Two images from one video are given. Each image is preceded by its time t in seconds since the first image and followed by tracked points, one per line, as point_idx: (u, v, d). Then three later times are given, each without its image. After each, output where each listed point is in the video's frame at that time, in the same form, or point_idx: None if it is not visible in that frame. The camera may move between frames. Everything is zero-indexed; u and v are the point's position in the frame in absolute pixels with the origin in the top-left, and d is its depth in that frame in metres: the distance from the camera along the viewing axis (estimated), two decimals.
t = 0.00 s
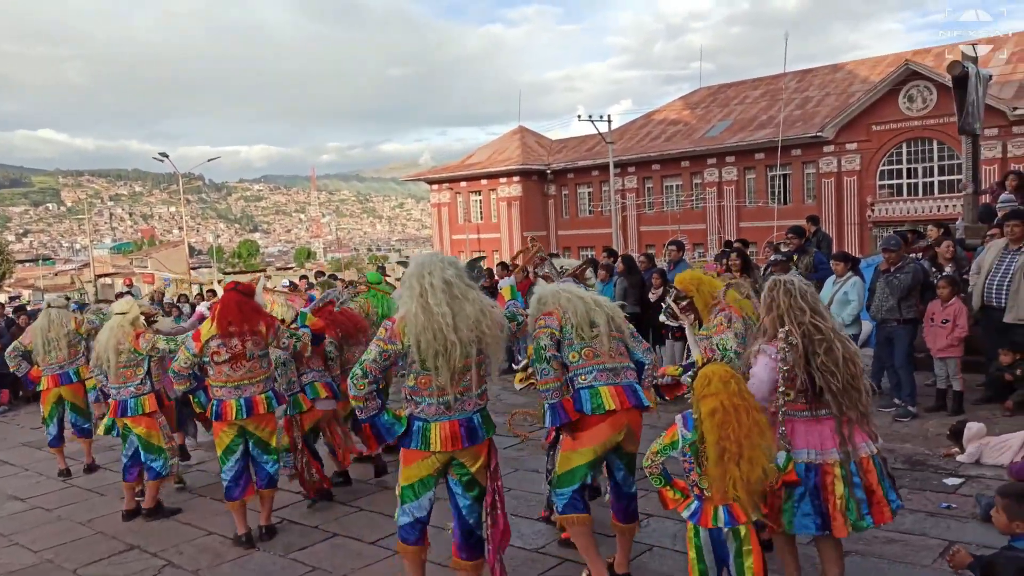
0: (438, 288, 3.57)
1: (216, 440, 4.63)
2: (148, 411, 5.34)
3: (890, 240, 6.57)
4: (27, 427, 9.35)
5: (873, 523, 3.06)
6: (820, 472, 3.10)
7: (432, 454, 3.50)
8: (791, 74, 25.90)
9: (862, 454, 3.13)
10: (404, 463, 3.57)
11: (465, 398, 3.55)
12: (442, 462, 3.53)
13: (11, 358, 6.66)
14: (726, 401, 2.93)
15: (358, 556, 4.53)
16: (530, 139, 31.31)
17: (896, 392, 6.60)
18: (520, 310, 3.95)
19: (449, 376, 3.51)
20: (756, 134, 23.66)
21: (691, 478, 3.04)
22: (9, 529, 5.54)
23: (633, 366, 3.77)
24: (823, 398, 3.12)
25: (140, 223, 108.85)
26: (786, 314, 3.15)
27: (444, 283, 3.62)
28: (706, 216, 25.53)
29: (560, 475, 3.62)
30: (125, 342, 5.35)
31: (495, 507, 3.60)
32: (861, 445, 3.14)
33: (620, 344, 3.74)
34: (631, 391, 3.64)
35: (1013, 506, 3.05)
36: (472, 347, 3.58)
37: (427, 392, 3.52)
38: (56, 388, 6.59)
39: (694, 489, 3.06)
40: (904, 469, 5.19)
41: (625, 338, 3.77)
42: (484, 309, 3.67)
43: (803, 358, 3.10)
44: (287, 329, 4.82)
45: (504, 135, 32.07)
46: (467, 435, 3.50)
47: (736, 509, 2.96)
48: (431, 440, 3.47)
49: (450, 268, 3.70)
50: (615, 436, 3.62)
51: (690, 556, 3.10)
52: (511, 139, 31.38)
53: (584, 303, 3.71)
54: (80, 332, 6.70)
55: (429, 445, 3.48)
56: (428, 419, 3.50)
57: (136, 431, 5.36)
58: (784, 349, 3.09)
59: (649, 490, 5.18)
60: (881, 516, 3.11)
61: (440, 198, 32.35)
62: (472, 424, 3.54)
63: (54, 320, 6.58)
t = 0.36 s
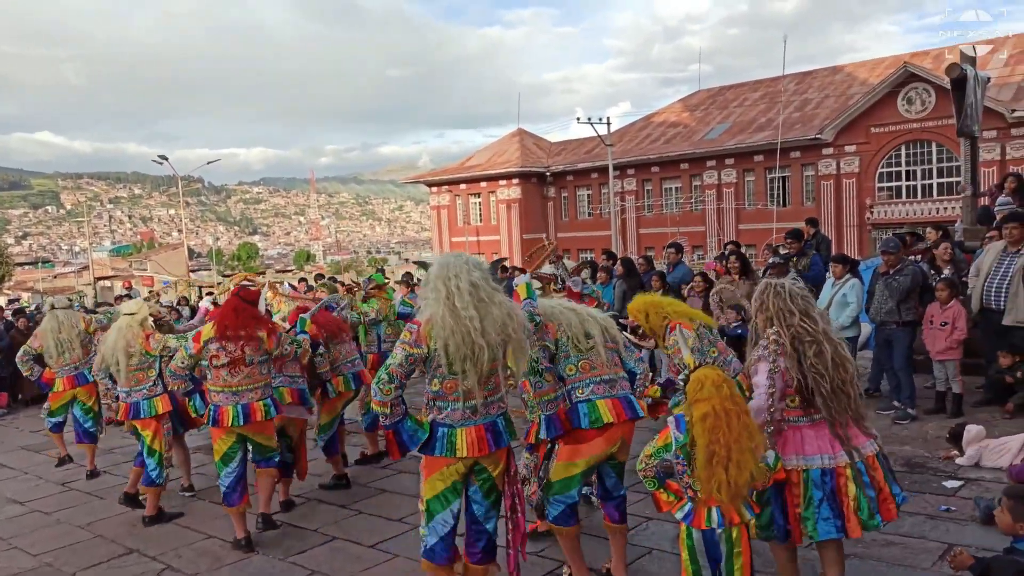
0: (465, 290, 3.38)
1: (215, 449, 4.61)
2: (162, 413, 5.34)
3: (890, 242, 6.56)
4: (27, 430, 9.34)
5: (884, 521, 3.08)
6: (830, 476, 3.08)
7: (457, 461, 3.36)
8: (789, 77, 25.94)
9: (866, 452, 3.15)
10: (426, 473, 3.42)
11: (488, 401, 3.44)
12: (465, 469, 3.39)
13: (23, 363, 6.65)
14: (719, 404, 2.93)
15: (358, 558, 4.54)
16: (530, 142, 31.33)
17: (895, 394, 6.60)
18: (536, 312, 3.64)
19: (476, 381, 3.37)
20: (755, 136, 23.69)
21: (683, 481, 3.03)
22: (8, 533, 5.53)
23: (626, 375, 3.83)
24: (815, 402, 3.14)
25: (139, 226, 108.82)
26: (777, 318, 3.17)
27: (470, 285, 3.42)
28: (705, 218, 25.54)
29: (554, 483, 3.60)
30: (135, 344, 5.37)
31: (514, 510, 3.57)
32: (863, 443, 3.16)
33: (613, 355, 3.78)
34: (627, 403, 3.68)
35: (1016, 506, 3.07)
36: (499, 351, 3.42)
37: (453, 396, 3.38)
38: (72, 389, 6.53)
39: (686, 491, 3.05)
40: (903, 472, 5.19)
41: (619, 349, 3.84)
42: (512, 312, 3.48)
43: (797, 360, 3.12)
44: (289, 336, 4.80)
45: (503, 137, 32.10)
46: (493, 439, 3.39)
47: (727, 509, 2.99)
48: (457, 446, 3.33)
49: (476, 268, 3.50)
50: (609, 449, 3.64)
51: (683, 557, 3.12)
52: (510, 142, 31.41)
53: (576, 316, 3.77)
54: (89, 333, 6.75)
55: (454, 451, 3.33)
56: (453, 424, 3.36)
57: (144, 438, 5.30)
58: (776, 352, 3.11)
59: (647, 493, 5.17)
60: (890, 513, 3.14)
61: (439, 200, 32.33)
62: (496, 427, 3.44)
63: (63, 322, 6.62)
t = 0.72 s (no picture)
0: (486, 291, 3.31)
1: (227, 449, 4.58)
2: (168, 416, 5.38)
3: (890, 245, 6.56)
4: (29, 431, 9.35)
5: (857, 523, 3.17)
6: (827, 476, 3.11)
7: (481, 471, 3.28)
8: (791, 79, 25.94)
9: (852, 454, 3.22)
10: (453, 485, 3.34)
11: (508, 409, 3.34)
12: (490, 477, 3.31)
13: (24, 363, 6.67)
14: (735, 410, 2.94)
15: (359, 560, 4.54)
16: (531, 144, 31.37)
17: (896, 397, 6.60)
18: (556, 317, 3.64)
19: (494, 385, 3.28)
20: (757, 139, 23.71)
21: (697, 483, 3.02)
22: (11, 534, 5.55)
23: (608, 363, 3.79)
24: (816, 398, 3.17)
25: (141, 228, 108.96)
26: (776, 319, 3.18)
27: (491, 287, 3.35)
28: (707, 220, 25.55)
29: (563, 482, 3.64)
30: (145, 348, 5.37)
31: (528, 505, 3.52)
32: (850, 446, 3.22)
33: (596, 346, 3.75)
34: (613, 389, 3.68)
35: (1020, 508, 3.07)
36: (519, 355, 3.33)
37: (469, 402, 3.32)
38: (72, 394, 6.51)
39: (700, 493, 3.04)
40: (904, 474, 5.20)
41: (599, 337, 3.78)
42: (532, 315, 3.41)
43: (802, 358, 3.14)
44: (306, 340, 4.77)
45: (504, 140, 32.13)
46: (513, 447, 3.32)
47: (743, 512, 2.97)
48: (477, 455, 3.26)
49: (498, 270, 3.44)
50: (602, 435, 3.67)
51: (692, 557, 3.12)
52: (512, 144, 31.45)
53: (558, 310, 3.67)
54: (92, 338, 6.77)
55: (476, 461, 3.26)
56: (472, 432, 3.29)
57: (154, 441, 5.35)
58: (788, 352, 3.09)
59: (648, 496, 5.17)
60: (859, 520, 3.23)
61: (440, 203, 32.36)
62: (516, 436, 3.36)
63: (68, 325, 6.63)
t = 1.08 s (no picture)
0: (504, 276, 3.33)
1: (232, 452, 4.56)
2: (168, 416, 5.32)
3: (887, 242, 6.58)
4: (26, 429, 9.34)
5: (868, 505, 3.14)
6: (834, 463, 3.08)
7: (497, 466, 3.21)
8: (788, 76, 25.94)
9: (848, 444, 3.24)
10: (466, 483, 3.29)
11: (526, 403, 3.28)
12: (507, 474, 3.25)
13: (21, 360, 6.68)
14: (720, 402, 2.95)
15: (356, 557, 4.54)
16: (528, 141, 31.35)
17: (893, 393, 6.61)
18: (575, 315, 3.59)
19: (514, 374, 3.23)
20: (754, 135, 23.71)
21: (685, 479, 3.06)
22: (8, 531, 5.55)
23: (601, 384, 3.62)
24: (813, 392, 3.20)
25: (138, 224, 108.77)
26: (772, 317, 3.20)
27: (510, 274, 3.36)
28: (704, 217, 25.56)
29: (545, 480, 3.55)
30: (139, 347, 5.38)
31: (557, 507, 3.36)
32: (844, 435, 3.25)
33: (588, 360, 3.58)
34: (602, 409, 3.52)
35: (1018, 502, 3.09)
36: (537, 345, 3.30)
37: (488, 395, 3.25)
38: (67, 391, 6.50)
39: (688, 489, 3.08)
40: (901, 470, 5.21)
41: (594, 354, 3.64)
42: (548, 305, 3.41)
43: (802, 352, 3.18)
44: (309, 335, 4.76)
45: (501, 136, 32.10)
46: (531, 442, 3.23)
47: (728, 509, 2.99)
48: (494, 450, 3.19)
49: (513, 262, 3.48)
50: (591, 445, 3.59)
51: (685, 556, 3.17)
52: (509, 140, 31.43)
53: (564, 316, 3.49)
54: (90, 333, 6.72)
55: (492, 455, 3.19)
56: (489, 426, 3.22)
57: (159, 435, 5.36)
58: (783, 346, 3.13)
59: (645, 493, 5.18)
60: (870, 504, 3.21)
61: (437, 199, 32.33)
62: (534, 431, 3.27)
63: (66, 321, 6.60)
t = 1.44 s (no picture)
0: (529, 272, 3.31)
1: (230, 458, 4.51)
2: (179, 415, 5.31)
3: (889, 241, 6.57)
4: (27, 428, 9.34)
5: (856, 494, 3.25)
6: (821, 460, 3.21)
7: (524, 462, 3.19)
8: (790, 75, 25.90)
9: (838, 437, 3.30)
10: (482, 472, 3.24)
11: (555, 399, 3.27)
12: (531, 470, 3.22)
13: (42, 363, 6.66)
14: (691, 395, 2.97)
15: (359, 556, 4.54)
16: (530, 139, 31.33)
17: (895, 393, 6.60)
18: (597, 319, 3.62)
19: (544, 370, 3.20)
20: (757, 134, 23.68)
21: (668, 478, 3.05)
22: (10, 530, 5.55)
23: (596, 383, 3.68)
24: (798, 391, 3.24)
25: (140, 223, 108.85)
26: (760, 313, 3.25)
27: (533, 270, 3.36)
28: (706, 216, 25.54)
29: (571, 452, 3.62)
30: (154, 344, 5.35)
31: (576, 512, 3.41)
32: (835, 428, 3.30)
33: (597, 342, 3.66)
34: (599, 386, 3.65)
35: None
36: (564, 341, 3.29)
37: (518, 393, 3.21)
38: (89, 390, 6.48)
39: (673, 488, 3.05)
40: (904, 470, 5.20)
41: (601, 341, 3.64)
42: (571, 303, 3.41)
43: (784, 352, 3.21)
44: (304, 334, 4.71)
45: (503, 135, 32.07)
46: (560, 440, 3.24)
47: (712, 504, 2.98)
48: (525, 447, 3.17)
49: (534, 258, 3.47)
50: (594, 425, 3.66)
51: (674, 553, 3.09)
52: (511, 139, 31.40)
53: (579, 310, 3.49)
54: (107, 332, 6.64)
55: (523, 453, 3.17)
56: (520, 424, 3.20)
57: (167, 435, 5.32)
58: (762, 349, 3.19)
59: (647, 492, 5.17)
60: (860, 491, 3.31)
61: (439, 198, 32.32)
62: (562, 428, 3.29)
63: (82, 321, 6.53)
